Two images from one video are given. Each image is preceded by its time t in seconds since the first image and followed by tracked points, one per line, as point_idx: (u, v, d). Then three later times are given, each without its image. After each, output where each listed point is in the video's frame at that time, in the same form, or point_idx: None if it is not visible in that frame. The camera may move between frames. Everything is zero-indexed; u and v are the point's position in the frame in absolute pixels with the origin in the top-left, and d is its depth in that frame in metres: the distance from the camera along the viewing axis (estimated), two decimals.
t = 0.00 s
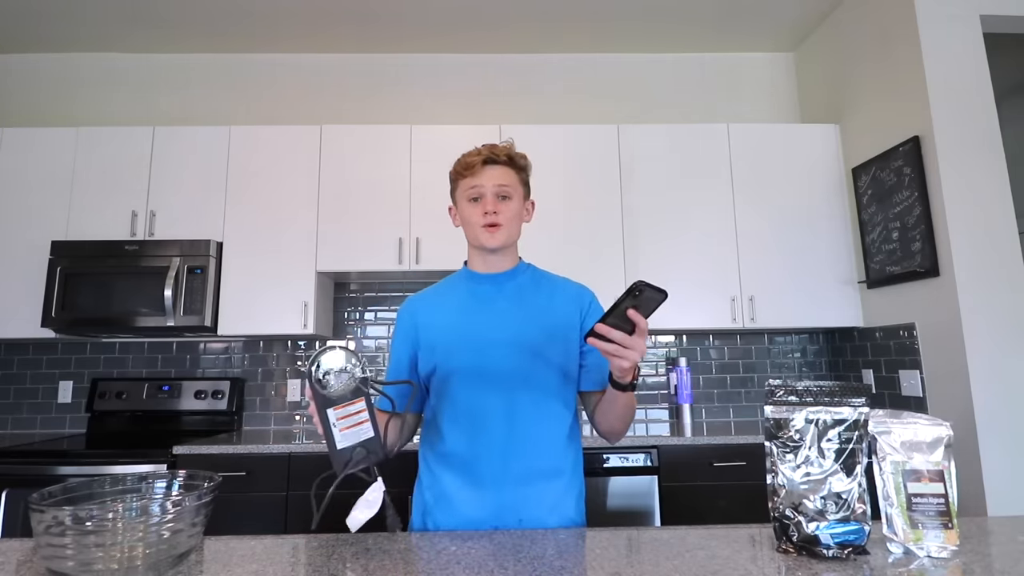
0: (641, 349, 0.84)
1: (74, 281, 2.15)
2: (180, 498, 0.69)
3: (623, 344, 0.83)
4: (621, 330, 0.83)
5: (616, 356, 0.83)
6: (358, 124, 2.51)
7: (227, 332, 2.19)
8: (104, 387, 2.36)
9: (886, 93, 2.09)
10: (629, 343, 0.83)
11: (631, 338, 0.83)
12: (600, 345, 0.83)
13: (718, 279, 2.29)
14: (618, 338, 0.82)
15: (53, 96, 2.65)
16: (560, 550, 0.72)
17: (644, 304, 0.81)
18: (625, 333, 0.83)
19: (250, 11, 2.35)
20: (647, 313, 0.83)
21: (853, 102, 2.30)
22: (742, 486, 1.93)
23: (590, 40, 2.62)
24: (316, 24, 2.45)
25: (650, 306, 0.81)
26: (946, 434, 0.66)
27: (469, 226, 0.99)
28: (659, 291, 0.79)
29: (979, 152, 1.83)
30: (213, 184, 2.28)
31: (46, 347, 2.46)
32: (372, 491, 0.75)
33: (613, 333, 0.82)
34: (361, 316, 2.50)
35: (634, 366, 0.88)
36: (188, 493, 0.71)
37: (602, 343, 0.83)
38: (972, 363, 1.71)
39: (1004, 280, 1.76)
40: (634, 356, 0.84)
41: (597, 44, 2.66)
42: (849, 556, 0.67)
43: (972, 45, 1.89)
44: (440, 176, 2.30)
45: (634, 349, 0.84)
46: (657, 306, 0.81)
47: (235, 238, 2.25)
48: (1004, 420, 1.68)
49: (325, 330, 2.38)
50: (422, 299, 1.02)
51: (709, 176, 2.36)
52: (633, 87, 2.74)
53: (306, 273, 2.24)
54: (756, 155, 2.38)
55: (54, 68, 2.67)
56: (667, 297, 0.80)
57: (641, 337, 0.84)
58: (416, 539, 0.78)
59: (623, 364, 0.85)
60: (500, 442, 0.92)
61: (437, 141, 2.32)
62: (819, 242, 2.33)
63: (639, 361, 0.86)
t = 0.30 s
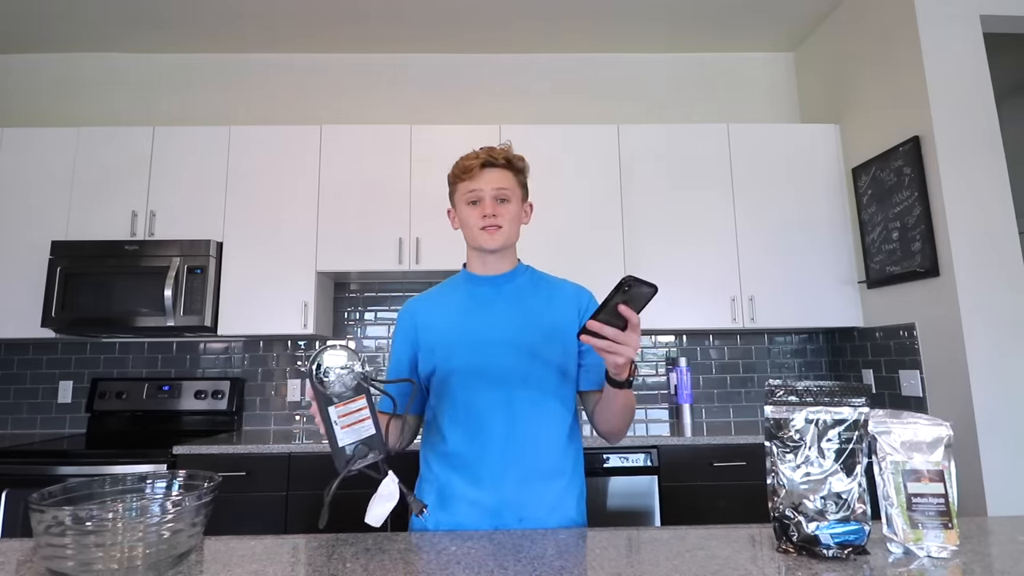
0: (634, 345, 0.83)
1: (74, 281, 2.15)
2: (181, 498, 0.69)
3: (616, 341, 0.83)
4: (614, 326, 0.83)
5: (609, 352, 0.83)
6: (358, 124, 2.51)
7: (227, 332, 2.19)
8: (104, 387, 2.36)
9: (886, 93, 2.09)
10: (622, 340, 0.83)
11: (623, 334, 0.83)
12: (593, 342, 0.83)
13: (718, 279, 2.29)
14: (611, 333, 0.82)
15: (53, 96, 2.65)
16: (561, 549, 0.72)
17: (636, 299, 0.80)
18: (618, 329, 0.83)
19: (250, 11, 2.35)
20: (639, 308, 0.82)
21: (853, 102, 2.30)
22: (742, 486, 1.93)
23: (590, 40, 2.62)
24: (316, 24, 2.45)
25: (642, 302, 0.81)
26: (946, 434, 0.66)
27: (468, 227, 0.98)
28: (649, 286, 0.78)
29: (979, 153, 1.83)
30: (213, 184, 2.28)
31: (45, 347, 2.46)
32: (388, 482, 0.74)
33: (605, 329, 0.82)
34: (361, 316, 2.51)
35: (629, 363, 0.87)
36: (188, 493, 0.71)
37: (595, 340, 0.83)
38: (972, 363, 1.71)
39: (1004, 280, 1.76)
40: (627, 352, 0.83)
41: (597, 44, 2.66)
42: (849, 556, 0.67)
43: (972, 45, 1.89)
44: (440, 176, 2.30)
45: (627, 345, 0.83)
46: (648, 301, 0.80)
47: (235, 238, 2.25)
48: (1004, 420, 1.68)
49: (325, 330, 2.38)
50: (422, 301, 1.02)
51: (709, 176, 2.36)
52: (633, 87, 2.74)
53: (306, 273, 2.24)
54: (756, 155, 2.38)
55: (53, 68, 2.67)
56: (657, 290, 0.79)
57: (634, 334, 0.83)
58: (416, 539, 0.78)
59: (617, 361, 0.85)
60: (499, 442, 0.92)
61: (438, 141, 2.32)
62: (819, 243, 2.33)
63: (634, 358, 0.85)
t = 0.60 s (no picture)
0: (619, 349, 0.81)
1: (74, 281, 2.15)
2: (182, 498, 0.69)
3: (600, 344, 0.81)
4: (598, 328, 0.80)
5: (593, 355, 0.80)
6: (358, 124, 2.51)
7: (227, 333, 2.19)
8: (104, 387, 2.36)
9: (886, 93, 2.09)
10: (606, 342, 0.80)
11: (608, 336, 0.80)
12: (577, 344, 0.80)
13: (718, 279, 2.29)
14: (595, 336, 0.79)
15: (52, 96, 2.65)
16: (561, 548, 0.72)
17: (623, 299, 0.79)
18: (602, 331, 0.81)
19: (250, 11, 2.35)
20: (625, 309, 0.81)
21: (853, 102, 2.30)
22: (742, 486, 1.93)
23: (590, 40, 2.62)
24: (316, 24, 2.45)
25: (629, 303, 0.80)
26: (946, 434, 0.66)
27: (465, 230, 0.98)
28: (635, 288, 0.77)
29: (979, 153, 1.83)
30: (213, 184, 2.28)
31: (46, 347, 2.46)
32: (380, 487, 0.73)
33: (589, 330, 0.79)
34: (361, 316, 2.50)
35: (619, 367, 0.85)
36: (188, 493, 0.71)
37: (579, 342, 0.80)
38: (972, 363, 1.71)
39: (1004, 281, 1.76)
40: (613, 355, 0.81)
41: (597, 44, 2.66)
42: (849, 556, 0.67)
43: (972, 45, 1.89)
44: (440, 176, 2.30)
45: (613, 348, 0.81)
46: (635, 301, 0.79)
47: (235, 238, 2.25)
48: (1005, 420, 1.68)
49: (325, 330, 2.38)
50: (420, 302, 1.02)
51: (708, 176, 2.36)
52: (632, 86, 2.74)
53: (306, 273, 2.24)
54: (756, 155, 2.38)
55: (52, 68, 2.67)
56: (643, 292, 0.77)
57: (621, 336, 0.81)
58: (416, 539, 0.78)
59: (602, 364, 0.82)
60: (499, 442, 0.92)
61: (438, 141, 2.32)
62: (819, 243, 2.33)
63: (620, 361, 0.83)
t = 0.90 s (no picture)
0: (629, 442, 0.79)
1: (74, 281, 2.15)
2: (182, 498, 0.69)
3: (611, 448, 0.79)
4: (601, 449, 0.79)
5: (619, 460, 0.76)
6: (358, 124, 2.51)
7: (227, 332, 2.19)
8: (104, 387, 2.36)
9: (886, 93, 2.09)
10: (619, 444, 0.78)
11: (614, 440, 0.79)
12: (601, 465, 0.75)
13: (718, 279, 2.29)
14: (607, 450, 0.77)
15: (52, 95, 2.65)
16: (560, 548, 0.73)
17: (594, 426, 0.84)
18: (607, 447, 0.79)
19: (250, 11, 2.35)
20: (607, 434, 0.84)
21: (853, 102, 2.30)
22: (742, 486, 1.93)
23: (590, 40, 2.62)
24: (316, 24, 2.45)
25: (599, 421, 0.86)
26: (946, 434, 0.66)
27: (461, 254, 0.94)
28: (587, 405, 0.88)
29: (978, 152, 1.83)
30: (213, 184, 2.28)
31: (45, 347, 2.46)
32: (368, 491, 0.74)
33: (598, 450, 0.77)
34: (361, 316, 2.50)
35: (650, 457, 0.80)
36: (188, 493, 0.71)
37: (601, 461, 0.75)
38: (972, 364, 1.71)
39: (1003, 281, 1.76)
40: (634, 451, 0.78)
41: (596, 44, 2.65)
42: (849, 556, 0.67)
43: (972, 45, 1.89)
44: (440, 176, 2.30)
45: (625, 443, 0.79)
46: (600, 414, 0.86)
47: (235, 238, 2.25)
48: (1005, 420, 1.68)
49: (325, 330, 2.38)
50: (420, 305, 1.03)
51: (708, 176, 2.36)
52: (632, 87, 2.74)
53: (306, 273, 2.24)
54: (756, 155, 2.38)
55: (51, 68, 2.66)
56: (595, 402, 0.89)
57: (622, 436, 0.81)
58: (416, 539, 0.78)
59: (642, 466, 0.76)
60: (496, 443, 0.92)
61: (437, 141, 2.32)
62: (819, 243, 2.32)
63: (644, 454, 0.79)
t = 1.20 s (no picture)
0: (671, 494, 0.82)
1: (74, 281, 2.15)
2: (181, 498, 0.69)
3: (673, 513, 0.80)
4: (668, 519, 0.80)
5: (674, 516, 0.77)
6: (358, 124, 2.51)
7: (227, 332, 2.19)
8: (104, 387, 2.36)
9: (886, 93, 2.09)
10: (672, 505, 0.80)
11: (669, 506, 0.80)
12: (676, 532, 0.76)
13: (718, 279, 2.29)
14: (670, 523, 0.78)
15: (52, 95, 2.65)
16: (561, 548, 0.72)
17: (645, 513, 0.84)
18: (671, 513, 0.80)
19: (250, 11, 2.35)
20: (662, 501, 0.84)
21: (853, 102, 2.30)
22: (741, 486, 1.93)
23: (590, 40, 2.62)
24: (316, 24, 2.45)
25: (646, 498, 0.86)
26: (946, 434, 0.66)
27: (472, 228, 0.98)
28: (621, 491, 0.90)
29: (978, 153, 1.83)
30: (212, 184, 2.28)
31: (46, 347, 2.46)
32: (383, 485, 0.74)
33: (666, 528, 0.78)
34: (361, 316, 2.50)
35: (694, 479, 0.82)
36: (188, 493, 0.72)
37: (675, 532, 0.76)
38: (972, 364, 1.71)
39: (1003, 281, 1.76)
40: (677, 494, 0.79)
41: (596, 44, 2.66)
42: (849, 556, 0.67)
43: (972, 45, 1.89)
44: (440, 176, 2.30)
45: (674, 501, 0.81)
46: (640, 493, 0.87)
47: (235, 238, 2.25)
48: (1004, 419, 1.68)
49: (325, 330, 2.38)
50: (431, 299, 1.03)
51: (708, 177, 2.36)
52: (632, 87, 2.74)
53: (306, 273, 2.24)
54: (756, 155, 2.38)
55: (52, 68, 2.66)
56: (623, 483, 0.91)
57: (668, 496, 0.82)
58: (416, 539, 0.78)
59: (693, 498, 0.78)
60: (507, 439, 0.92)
61: (437, 141, 2.32)
62: (818, 243, 2.33)
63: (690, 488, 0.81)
